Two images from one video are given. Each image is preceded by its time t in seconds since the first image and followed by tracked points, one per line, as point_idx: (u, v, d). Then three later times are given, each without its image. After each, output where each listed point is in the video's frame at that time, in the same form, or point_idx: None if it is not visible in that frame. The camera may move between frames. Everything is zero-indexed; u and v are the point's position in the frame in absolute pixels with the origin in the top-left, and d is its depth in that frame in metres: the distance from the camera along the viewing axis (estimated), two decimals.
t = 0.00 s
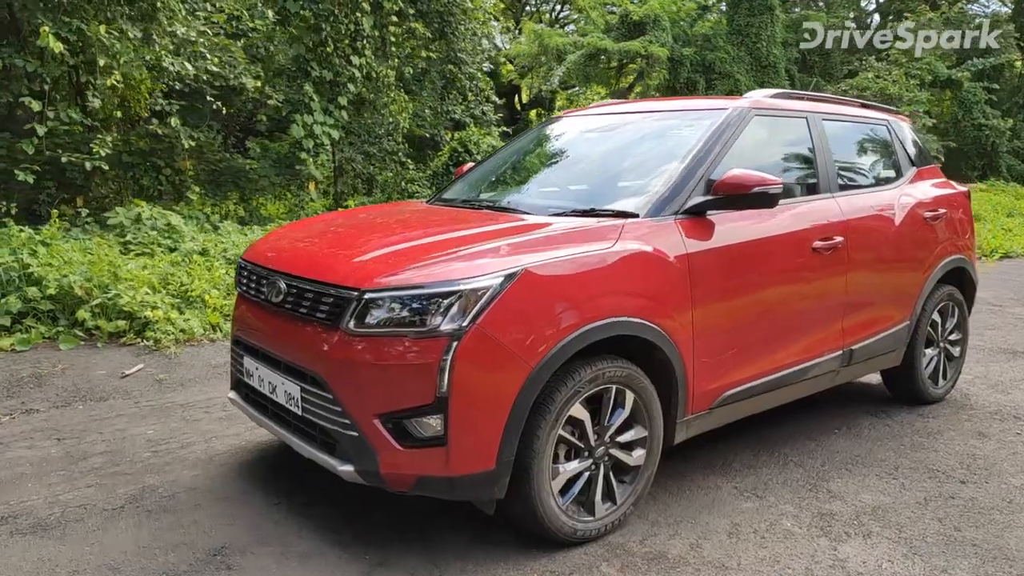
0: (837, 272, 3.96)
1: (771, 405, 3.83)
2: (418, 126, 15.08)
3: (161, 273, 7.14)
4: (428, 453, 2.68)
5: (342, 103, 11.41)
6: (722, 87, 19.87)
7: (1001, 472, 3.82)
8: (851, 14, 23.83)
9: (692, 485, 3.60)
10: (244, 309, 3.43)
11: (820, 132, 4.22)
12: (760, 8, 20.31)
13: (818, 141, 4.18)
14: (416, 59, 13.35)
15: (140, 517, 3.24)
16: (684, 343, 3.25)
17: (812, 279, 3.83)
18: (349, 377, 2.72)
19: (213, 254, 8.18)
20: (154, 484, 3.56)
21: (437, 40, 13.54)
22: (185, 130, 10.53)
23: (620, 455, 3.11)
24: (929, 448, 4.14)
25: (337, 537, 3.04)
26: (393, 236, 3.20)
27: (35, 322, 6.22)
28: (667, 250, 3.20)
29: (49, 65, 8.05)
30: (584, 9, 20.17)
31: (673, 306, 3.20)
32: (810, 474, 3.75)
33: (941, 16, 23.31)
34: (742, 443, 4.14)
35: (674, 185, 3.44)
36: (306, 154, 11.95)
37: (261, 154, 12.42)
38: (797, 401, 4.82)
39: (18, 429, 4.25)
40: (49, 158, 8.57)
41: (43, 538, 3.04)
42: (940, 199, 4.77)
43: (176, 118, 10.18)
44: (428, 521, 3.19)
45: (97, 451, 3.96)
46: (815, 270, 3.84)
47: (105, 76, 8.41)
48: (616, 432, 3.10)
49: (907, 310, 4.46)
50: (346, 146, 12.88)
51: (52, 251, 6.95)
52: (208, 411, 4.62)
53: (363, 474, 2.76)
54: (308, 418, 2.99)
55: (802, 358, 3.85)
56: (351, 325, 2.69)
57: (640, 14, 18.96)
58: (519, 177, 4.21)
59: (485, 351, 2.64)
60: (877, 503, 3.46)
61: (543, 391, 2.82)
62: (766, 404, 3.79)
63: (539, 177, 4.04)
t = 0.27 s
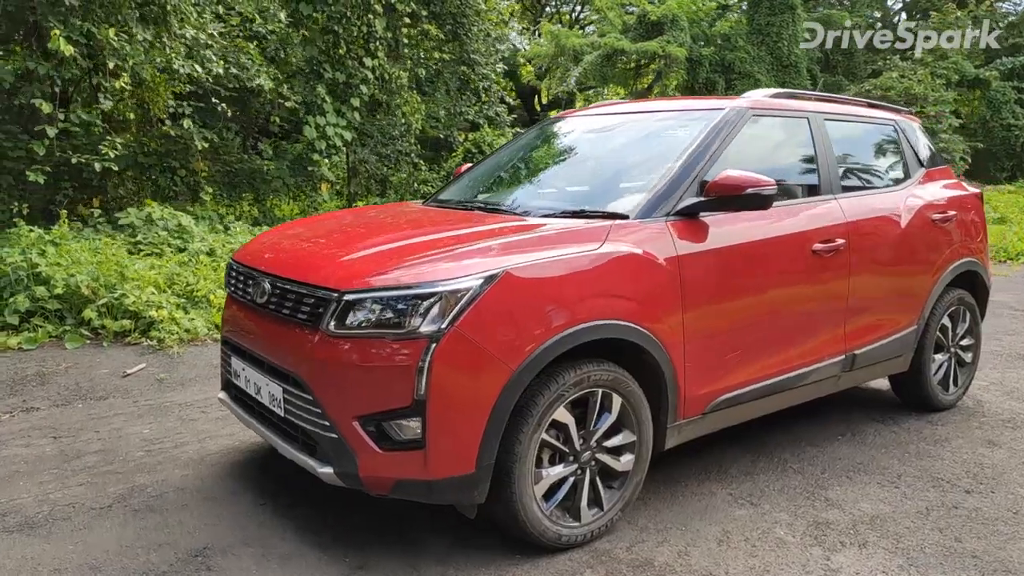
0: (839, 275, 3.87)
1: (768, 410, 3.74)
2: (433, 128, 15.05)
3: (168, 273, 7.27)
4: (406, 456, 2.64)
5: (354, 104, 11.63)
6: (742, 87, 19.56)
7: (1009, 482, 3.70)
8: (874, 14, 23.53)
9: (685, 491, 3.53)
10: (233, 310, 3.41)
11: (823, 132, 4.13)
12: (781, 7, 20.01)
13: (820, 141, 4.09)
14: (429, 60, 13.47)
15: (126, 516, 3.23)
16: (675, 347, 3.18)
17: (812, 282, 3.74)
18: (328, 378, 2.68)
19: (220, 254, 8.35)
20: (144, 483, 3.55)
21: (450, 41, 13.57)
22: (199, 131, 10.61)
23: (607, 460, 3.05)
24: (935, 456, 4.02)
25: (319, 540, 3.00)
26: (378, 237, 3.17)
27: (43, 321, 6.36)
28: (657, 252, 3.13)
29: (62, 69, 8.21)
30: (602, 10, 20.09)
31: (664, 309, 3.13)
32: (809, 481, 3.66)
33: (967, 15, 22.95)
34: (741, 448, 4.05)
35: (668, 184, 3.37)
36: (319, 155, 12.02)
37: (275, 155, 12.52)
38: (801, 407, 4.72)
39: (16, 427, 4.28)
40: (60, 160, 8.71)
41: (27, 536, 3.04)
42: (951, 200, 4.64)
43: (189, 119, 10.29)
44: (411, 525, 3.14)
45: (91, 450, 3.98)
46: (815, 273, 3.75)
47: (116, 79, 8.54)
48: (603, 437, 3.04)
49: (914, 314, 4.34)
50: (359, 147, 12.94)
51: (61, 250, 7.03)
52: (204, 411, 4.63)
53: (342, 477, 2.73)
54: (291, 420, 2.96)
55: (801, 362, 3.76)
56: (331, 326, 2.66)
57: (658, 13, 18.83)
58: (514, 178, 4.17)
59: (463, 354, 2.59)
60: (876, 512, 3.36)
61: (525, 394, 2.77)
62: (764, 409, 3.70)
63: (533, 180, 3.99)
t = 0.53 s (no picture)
0: (831, 275, 3.81)
1: (757, 412, 3.69)
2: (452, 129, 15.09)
3: (177, 272, 7.38)
4: (376, 453, 2.64)
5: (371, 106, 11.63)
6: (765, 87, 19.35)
7: (1005, 488, 3.61)
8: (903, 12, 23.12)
9: (669, 492, 3.50)
10: (218, 306, 3.44)
11: (818, 129, 4.06)
12: (806, 7, 19.82)
13: (816, 138, 4.03)
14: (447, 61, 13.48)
15: (111, 509, 3.28)
16: (656, 346, 3.15)
17: (802, 282, 3.69)
18: (300, 373, 2.70)
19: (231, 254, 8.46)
20: (132, 477, 3.60)
21: (467, 42, 13.56)
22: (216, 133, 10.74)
23: (583, 460, 3.03)
24: (931, 460, 3.94)
25: (295, 536, 3.01)
26: (358, 235, 3.18)
27: (54, 318, 6.50)
28: (637, 250, 3.11)
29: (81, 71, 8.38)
30: (625, 10, 19.94)
31: (644, 308, 3.09)
32: (797, 484, 3.60)
33: (999, 12, 22.47)
34: (731, 450, 3.99)
35: (652, 181, 3.34)
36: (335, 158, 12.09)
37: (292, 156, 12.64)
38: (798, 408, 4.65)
39: (16, 421, 4.37)
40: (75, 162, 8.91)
41: (12, 527, 3.09)
42: (954, 199, 4.55)
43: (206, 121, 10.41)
44: (388, 521, 3.15)
45: (86, 444, 4.04)
46: (806, 273, 3.70)
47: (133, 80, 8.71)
48: (580, 436, 3.02)
49: (913, 315, 4.26)
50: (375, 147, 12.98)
51: (74, 249, 7.17)
52: (201, 408, 4.68)
53: (314, 473, 2.73)
54: (267, 416, 2.98)
55: (791, 363, 3.71)
56: (304, 322, 2.68)
57: (680, 14, 18.39)
58: (507, 177, 4.16)
59: (431, 351, 2.59)
60: (863, 516, 3.30)
61: (498, 392, 2.76)
62: (752, 410, 3.66)
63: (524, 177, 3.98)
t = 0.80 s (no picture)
0: (814, 277, 3.79)
1: (737, 413, 3.67)
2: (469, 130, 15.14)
3: (186, 272, 7.53)
4: (340, 450, 2.68)
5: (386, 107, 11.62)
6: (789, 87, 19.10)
7: (990, 494, 3.56)
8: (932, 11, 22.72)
9: (646, 493, 3.49)
10: (201, 304, 3.51)
11: (805, 129, 4.04)
12: (831, 6, 19.55)
13: (802, 137, 4.00)
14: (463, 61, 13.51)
15: (93, 502, 3.36)
16: (628, 347, 3.15)
17: (784, 284, 3.67)
18: (269, 371, 2.75)
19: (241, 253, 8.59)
20: (118, 472, 3.68)
21: (482, 42, 13.59)
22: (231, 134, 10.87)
23: (553, 459, 3.04)
24: (917, 465, 3.89)
25: (267, 531, 3.07)
26: (334, 234, 3.23)
27: (65, 316, 6.67)
28: (608, 250, 3.11)
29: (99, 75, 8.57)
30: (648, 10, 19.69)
31: (615, 308, 3.10)
32: (776, 487, 3.58)
33: None
34: (714, 452, 3.98)
35: (629, 180, 3.34)
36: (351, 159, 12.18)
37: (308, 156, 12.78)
38: (788, 410, 4.61)
39: (16, 416, 4.50)
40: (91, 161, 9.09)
41: None
42: (950, 200, 4.48)
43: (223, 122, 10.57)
44: (360, 518, 3.19)
45: (79, 439, 4.15)
46: (787, 274, 3.68)
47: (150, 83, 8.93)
48: (549, 435, 3.03)
49: (903, 317, 4.21)
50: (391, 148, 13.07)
51: (86, 248, 7.35)
52: (196, 404, 4.77)
53: (281, 469, 2.78)
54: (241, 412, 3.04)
55: (772, 365, 3.69)
56: (273, 320, 2.73)
57: (702, 13, 17.95)
58: (494, 178, 4.16)
59: (393, 349, 2.62)
60: (839, 520, 3.27)
61: (463, 391, 2.78)
62: (732, 411, 3.64)
63: (511, 179, 3.98)
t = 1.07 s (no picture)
0: (802, 280, 3.71)
1: (721, 418, 3.61)
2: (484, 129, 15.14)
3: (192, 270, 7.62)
4: (304, 451, 2.67)
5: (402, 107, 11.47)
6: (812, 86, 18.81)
7: (979, 504, 3.46)
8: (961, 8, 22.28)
9: (624, 498, 3.44)
10: (182, 305, 3.52)
11: (795, 130, 3.96)
12: (856, 3, 19.20)
13: (792, 139, 3.93)
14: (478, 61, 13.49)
15: (74, 499, 3.40)
16: (603, 350, 3.11)
17: (770, 287, 3.60)
18: (236, 371, 2.75)
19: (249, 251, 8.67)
20: (102, 469, 3.73)
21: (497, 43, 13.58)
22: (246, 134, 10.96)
23: (524, 463, 3.01)
24: (908, 472, 3.80)
25: (238, 530, 3.08)
26: (309, 235, 3.21)
27: (72, 313, 6.77)
28: (582, 252, 3.07)
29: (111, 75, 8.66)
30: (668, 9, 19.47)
31: (589, 311, 3.06)
32: (758, 494, 3.51)
33: None
34: (699, 457, 3.92)
35: (607, 182, 3.30)
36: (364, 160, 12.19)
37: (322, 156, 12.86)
38: (781, 415, 4.54)
39: (12, 412, 4.58)
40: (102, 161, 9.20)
41: None
42: (949, 202, 4.37)
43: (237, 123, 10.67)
44: (332, 518, 3.19)
45: (69, 435, 4.21)
46: (774, 277, 3.61)
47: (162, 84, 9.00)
48: (520, 439, 3.01)
49: (898, 322, 4.12)
50: (405, 147, 13.10)
51: (95, 245, 7.49)
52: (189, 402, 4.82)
53: (248, 469, 2.78)
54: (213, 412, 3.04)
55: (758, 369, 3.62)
56: (240, 320, 2.73)
57: (723, 12, 17.93)
58: (482, 179, 4.10)
59: (357, 351, 2.60)
60: (819, 528, 3.20)
61: (429, 393, 2.76)
62: (716, 417, 3.58)
63: (498, 181, 3.93)
